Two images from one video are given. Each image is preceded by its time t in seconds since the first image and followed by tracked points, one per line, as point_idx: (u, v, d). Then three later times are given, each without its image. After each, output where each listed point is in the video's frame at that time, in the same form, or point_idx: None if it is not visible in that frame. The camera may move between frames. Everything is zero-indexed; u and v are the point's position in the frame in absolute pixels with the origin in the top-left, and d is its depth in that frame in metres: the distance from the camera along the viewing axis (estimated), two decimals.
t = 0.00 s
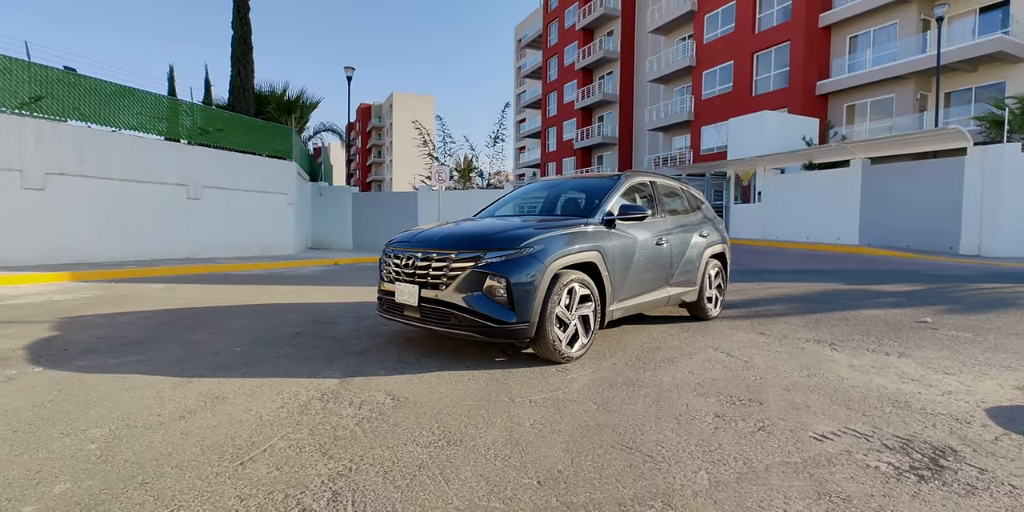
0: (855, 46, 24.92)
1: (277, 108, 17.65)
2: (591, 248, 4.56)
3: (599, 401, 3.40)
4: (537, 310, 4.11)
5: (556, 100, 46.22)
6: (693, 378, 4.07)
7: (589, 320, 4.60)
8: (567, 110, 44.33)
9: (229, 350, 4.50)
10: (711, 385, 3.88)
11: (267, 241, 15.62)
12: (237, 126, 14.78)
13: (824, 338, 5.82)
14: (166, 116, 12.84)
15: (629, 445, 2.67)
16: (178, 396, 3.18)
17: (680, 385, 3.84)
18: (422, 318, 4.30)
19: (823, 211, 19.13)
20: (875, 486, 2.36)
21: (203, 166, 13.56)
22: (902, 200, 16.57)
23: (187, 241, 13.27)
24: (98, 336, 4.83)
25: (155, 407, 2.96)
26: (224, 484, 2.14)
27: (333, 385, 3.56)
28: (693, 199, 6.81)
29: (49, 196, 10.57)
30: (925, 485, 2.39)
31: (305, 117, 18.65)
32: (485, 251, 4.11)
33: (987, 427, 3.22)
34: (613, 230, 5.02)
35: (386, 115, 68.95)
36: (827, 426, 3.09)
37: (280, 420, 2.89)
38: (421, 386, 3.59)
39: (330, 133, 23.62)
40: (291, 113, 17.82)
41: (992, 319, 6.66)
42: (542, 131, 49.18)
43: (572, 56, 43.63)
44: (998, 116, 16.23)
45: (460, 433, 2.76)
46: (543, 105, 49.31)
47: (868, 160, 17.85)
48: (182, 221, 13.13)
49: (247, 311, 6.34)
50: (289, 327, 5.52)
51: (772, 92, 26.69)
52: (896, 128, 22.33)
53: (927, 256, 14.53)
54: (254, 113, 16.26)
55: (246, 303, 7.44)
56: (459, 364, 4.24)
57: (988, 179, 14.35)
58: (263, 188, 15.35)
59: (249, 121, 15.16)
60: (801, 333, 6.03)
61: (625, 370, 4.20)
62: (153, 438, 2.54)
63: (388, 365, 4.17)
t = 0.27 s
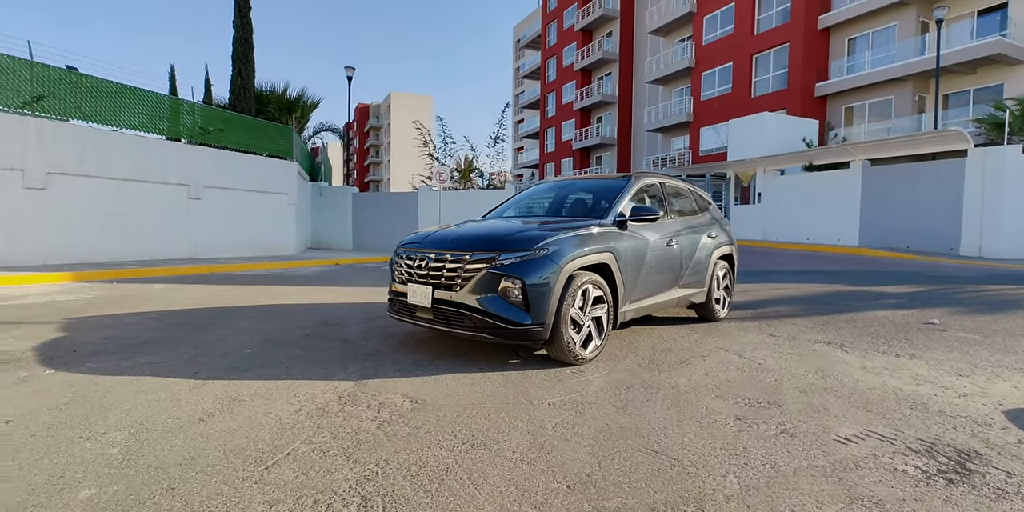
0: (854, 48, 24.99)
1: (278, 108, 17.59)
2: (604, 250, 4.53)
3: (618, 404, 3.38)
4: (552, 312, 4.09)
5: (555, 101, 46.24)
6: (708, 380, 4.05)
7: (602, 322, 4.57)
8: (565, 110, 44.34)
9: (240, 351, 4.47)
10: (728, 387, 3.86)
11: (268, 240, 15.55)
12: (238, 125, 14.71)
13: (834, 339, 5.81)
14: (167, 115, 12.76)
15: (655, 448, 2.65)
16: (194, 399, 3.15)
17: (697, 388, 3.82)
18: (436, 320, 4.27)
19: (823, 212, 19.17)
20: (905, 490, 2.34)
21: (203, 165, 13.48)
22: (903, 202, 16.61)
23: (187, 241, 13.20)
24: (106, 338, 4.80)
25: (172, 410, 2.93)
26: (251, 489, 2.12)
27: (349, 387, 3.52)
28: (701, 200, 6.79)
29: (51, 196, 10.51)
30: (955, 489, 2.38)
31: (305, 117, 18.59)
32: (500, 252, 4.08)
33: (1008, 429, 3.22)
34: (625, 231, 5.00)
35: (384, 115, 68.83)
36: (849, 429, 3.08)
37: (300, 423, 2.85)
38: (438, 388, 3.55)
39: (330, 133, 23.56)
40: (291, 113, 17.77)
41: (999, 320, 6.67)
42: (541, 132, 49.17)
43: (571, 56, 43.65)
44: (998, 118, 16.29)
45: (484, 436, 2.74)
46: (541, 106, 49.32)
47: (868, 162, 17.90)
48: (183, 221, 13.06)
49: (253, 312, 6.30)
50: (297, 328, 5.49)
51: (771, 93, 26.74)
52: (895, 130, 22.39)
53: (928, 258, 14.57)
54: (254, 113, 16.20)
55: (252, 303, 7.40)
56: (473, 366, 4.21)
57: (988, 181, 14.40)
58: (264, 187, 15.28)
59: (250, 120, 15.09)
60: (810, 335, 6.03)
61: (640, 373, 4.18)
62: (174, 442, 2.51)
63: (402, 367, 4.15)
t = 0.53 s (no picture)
0: (843, 51, 25.24)
1: (269, 107, 17.39)
2: (610, 251, 4.50)
3: (630, 407, 3.34)
4: (559, 314, 4.05)
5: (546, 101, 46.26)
6: (716, 382, 4.03)
7: (607, 324, 4.54)
8: (557, 111, 44.37)
9: (240, 354, 4.38)
10: (736, 390, 3.84)
11: (259, 240, 15.37)
12: (229, 123, 14.52)
13: (835, 340, 5.82)
14: (156, 112, 12.55)
15: (673, 453, 2.62)
16: (198, 404, 3.06)
17: (706, 390, 3.79)
18: (440, 322, 4.21)
19: (814, 214, 19.33)
20: (928, 494, 2.33)
21: (193, 164, 13.28)
22: (893, 203, 16.78)
23: (177, 240, 13.00)
24: (100, 340, 4.68)
25: (175, 417, 2.84)
26: (266, 500, 2.05)
27: (355, 391, 3.45)
28: (701, 202, 6.79)
29: (38, 195, 10.30)
30: (975, 493, 2.37)
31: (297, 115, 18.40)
32: (506, 253, 4.03)
33: (1018, 431, 3.22)
34: (629, 232, 4.97)
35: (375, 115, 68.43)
36: (863, 432, 3.07)
37: (308, 428, 2.78)
38: (446, 392, 3.49)
39: (321, 132, 23.36)
40: (283, 112, 17.58)
41: (995, 322, 6.73)
42: (532, 132, 49.16)
43: (563, 57, 43.70)
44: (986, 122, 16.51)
45: (498, 442, 2.69)
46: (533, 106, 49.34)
47: (859, 164, 18.07)
48: (172, 221, 12.86)
49: (249, 313, 6.19)
50: (295, 330, 5.39)
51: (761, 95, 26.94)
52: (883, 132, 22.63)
53: (918, 259, 14.72)
54: (245, 111, 16.00)
55: (247, 304, 7.28)
56: (479, 368, 4.15)
57: (977, 183, 14.58)
58: (255, 186, 15.09)
59: (241, 118, 14.89)
60: (811, 336, 6.04)
61: (647, 375, 4.14)
62: (181, 450, 2.44)
63: (407, 369, 4.08)
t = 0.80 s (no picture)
0: (843, 53, 25.27)
1: (269, 105, 17.29)
2: (622, 252, 4.44)
3: (647, 412, 3.27)
4: (573, 316, 3.98)
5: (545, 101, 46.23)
6: (730, 386, 3.96)
7: (619, 326, 4.47)
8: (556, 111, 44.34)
9: (246, 356, 4.29)
10: (753, 393, 3.77)
11: (258, 240, 15.26)
12: (228, 122, 14.41)
13: (845, 343, 5.77)
14: (154, 110, 12.43)
15: (697, 460, 2.56)
16: (206, 408, 2.98)
17: (722, 394, 3.72)
18: (451, 324, 4.13)
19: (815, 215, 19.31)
20: (962, 503, 2.27)
21: (192, 162, 13.17)
22: (894, 205, 16.77)
23: (176, 240, 12.89)
24: (102, 341, 4.59)
25: (184, 422, 2.76)
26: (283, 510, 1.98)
27: (365, 395, 3.37)
28: (709, 203, 6.73)
29: (37, 193, 10.19)
30: (1009, 501, 2.31)
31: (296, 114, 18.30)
32: (518, 254, 3.96)
33: None
34: (640, 233, 4.91)
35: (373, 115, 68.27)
36: (886, 437, 3.01)
37: (321, 434, 2.71)
38: (459, 396, 3.42)
39: (320, 131, 23.25)
40: (282, 111, 17.48)
41: (1003, 324, 6.69)
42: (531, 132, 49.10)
43: (562, 57, 43.67)
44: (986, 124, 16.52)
45: (517, 447, 2.62)
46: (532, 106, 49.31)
47: (859, 166, 18.07)
48: (171, 220, 12.75)
49: (252, 314, 6.10)
50: (300, 331, 5.31)
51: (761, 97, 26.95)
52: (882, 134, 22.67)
53: (919, 261, 14.71)
54: (245, 109, 15.91)
55: (249, 305, 7.18)
56: (489, 371, 4.08)
57: (978, 185, 14.59)
58: (254, 186, 14.99)
59: (240, 117, 14.78)
60: (821, 338, 5.98)
61: (661, 378, 4.07)
62: (191, 457, 2.36)
63: (416, 372, 4.00)
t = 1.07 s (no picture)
0: (841, 52, 25.27)
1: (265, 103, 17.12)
2: (632, 251, 4.34)
3: (665, 416, 3.16)
4: (584, 316, 3.87)
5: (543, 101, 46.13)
6: (746, 388, 3.86)
7: (629, 326, 4.37)
8: (553, 110, 44.23)
9: (246, 357, 4.17)
10: (770, 396, 3.67)
11: (255, 239, 15.10)
12: (224, 119, 14.24)
13: (855, 343, 5.69)
14: (150, 107, 12.26)
15: (722, 467, 2.45)
16: (207, 413, 2.86)
17: (738, 397, 3.61)
18: (458, 325, 4.02)
19: (814, 215, 19.27)
20: None
21: (188, 160, 13.00)
22: (893, 205, 16.74)
23: (171, 239, 12.72)
24: (97, 343, 4.46)
25: (184, 428, 2.64)
26: None
27: (372, 399, 3.25)
28: (716, 202, 6.64)
29: (29, 191, 10.03)
30: None
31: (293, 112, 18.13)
32: (528, 253, 3.85)
33: None
34: (650, 231, 4.81)
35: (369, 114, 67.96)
36: (912, 442, 2.92)
37: (328, 440, 2.59)
38: (469, 399, 3.30)
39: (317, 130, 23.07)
40: (279, 108, 17.30)
41: (1012, 324, 6.62)
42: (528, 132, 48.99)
43: (559, 57, 43.56)
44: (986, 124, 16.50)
45: (534, 454, 2.51)
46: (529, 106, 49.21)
47: (859, 165, 18.05)
48: (166, 219, 12.58)
49: (251, 314, 5.96)
50: (301, 332, 5.18)
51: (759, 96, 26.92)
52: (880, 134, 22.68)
53: (920, 260, 14.68)
54: (241, 107, 15.73)
55: (247, 304, 7.05)
56: (498, 373, 3.97)
57: (978, 185, 14.56)
58: (251, 184, 14.82)
59: (237, 114, 14.60)
60: (830, 339, 5.90)
61: (674, 381, 3.96)
62: (193, 466, 2.24)
63: (423, 374, 3.88)
